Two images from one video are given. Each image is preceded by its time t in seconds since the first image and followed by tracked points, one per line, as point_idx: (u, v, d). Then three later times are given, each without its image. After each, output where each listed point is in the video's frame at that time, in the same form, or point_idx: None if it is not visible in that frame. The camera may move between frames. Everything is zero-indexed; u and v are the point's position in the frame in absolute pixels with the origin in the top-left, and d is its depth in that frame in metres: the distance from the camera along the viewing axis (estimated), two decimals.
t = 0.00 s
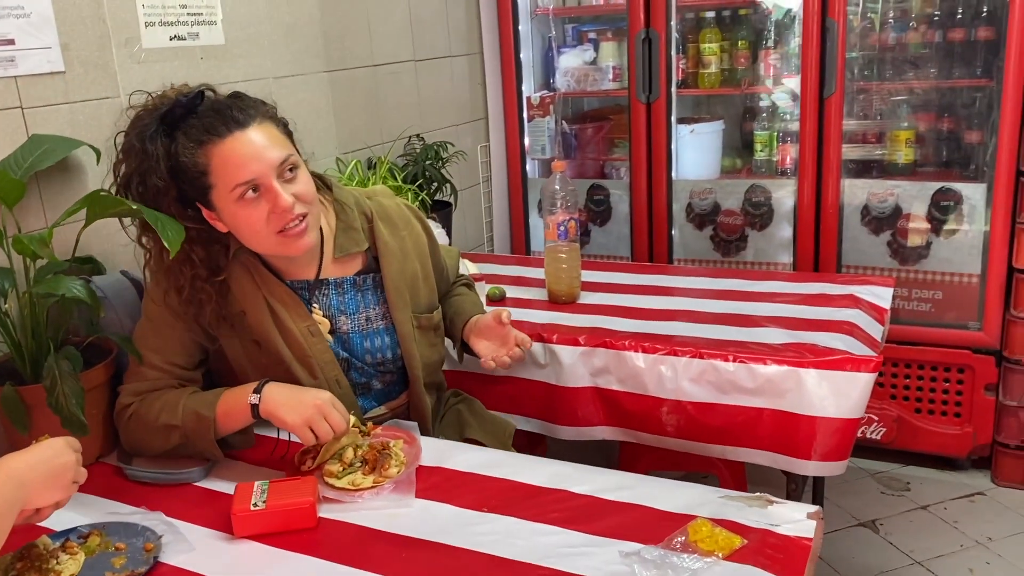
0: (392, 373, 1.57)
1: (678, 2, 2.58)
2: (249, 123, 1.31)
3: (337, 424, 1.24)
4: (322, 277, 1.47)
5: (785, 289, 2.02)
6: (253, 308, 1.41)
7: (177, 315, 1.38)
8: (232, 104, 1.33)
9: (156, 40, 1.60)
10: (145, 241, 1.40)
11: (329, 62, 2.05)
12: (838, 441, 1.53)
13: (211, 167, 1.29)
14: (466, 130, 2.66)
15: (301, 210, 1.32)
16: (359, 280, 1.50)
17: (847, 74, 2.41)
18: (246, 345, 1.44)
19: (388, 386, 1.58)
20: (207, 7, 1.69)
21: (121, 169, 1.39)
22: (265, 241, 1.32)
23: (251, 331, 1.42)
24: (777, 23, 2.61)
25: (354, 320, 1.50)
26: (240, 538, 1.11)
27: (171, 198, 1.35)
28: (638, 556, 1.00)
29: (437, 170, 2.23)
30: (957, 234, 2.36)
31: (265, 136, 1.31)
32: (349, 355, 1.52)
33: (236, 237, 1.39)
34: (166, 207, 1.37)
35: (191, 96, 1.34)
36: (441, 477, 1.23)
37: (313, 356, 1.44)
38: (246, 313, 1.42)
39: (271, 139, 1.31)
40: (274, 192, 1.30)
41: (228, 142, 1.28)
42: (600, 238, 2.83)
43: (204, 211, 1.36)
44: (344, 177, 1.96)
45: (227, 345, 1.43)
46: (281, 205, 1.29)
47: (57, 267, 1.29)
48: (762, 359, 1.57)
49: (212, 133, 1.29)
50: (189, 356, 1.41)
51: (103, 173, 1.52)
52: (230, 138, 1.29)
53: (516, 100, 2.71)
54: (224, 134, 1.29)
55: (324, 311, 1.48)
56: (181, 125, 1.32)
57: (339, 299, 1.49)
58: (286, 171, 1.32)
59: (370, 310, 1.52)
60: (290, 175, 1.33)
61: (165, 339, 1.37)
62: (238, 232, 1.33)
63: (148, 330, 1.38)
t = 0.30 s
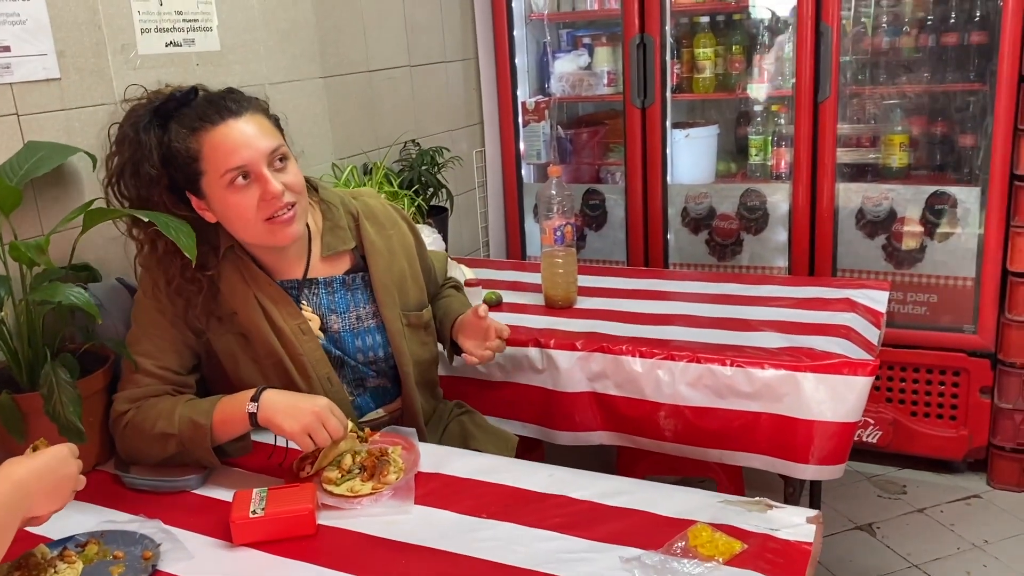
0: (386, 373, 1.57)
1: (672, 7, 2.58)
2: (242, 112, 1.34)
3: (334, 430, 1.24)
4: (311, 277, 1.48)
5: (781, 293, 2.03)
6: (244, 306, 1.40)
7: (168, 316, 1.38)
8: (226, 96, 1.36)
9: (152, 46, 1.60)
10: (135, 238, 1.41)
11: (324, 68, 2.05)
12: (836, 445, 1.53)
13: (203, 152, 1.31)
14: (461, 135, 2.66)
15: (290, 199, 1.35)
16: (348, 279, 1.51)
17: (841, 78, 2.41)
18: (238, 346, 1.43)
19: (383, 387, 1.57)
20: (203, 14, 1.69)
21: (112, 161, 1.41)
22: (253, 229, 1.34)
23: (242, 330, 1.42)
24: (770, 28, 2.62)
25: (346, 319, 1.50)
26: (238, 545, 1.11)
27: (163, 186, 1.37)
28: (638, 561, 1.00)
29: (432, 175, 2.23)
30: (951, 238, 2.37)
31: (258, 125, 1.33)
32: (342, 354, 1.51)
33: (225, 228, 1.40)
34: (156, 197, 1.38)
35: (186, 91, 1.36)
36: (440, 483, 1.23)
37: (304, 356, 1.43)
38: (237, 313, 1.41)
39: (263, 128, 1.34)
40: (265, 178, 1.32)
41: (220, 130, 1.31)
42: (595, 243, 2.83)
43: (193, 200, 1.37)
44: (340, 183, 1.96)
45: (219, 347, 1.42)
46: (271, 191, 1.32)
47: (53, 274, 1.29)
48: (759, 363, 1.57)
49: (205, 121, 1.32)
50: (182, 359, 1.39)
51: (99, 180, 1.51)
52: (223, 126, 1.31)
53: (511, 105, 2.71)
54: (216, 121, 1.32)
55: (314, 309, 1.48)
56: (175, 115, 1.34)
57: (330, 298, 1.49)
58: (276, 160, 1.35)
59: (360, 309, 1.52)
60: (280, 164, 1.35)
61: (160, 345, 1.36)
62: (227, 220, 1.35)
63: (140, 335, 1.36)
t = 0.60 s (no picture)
0: (385, 373, 1.55)
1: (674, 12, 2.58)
2: (244, 104, 1.36)
3: (336, 438, 1.23)
4: (309, 272, 1.48)
5: (782, 299, 2.02)
6: (243, 303, 1.39)
7: (165, 315, 1.36)
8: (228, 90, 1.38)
9: (153, 49, 1.59)
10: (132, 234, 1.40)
11: (326, 71, 2.04)
12: (839, 453, 1.52)
13: (205, 140, 1.32)
14: (462, 139, 2.65)
15: (290, 188, 1.35)
16: (345, 274, 1.51)
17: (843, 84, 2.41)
18: (236, 345, 1.40)
19: (382, 386, 1.55)
20: (204, 17, 1.68)
21: (110, 156, 1.41)
22: (252, 218, 1.33)
23: (239, 328, 1.40)
24: (772, 33, 2.62)
25: (343, 313, 1.49)
26: (238, 554, 1.10)
27: (161, 177, 1.37)
28: (641, 572, 0.99)
29: (433, 179, 2.22)
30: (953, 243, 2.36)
31: (259, 116, 1.35)
32: (342, 349, 1.49)
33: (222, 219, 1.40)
34: (154, 188, 1.38)
35: (184, 88, 1.38)
36: (441, 491, 1.22)
37: (303, 349, 1.42)
38: (235, 312, 1.39)
39: (264, 119, 1.35)
40: (266, 166, 1.33)
41: (223, 118, 1.32)
42: (596, 248, 2.82)
43: (192, 191, 1.37)
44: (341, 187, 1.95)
45: (216, 348, 1.40)
46: (272, 177, 1.32)
47: (52, 279, 1.28)
48: (762, 371, 1.56)
49: (208, 110, 1.33)
50: (180, 361, 1.37)
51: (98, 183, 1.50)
52: (225, 115, 1.33)
53: (512, 109, 2.70)
54: (219, 110, 1.33)
55: (312, 305, 1.47)
56: (176, 107, 1.36)
57: (327, 293, 1.48)
58: (276, 151, 1.36)
59: (357, 303, 1.51)
60: (280, 154, 1.37)
61: (157, 345, 1.34)
62: (225, 210, 1.34)
63: (136, 337, 1.34)
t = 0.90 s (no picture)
0: (393, 373, 1.53)
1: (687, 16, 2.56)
2: (260, 101, 1.35)
3: (343, 445, 1.21)
4: (318, 269, 1.46)
5: (794, 307, 2.00)
6: (254, 300, 1.38)
7: (171, 315, 1.33)
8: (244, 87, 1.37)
9: (162, 50, 1.58)
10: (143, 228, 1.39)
11: (336, 73, 2.03)
12: (851, 465, 1.50)
13: (221, 135, 1.31)
14: (472, 141, 2.64)
15: (305, 184, 1.34)
16: (354, 271, 1.50)
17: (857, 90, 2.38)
18: (245, 344, 1.39)
19: (391, 386, 1.53)
20: (214, 17, 1.67)
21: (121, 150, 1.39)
22: (265, 212, 1.32)
23: (249, 326, 1.39)
24: (785, 38, 2.60)
25: (353, 310, 1.48)
26: (243, 563, 1.08)
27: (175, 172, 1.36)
28: None
29: (442, 182, 2.21)
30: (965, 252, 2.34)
31: (275, 113, 1.35)
32: (352, 347, 1.47)
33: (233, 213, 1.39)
34: (166, 180, 1.37)
35: (200, 83, 1.37)
36: (449, 501, 1.20)
37: (314, 346, 1.40)
38: (246, 309, 1.38)
39: (279, 116, 1.35)
40: (282, 162, 1.32)
41: (238, 114, 1.32)
42: (605, 252, 2.81)
43: (205, 186, 1.36)
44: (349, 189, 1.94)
45: (225, 346, 1.38)
46: (288, 173, 1.31)
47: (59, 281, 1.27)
48: (774, 381, 1.54)
49: (225, 106, 1.32)
50: (188, 363, 1.35)
51: (105, 184, 1.49)
52: (241, 111, 1.32)
53: (522, 111, 2.69)
54: (235, 106, 1.32)
55: (323, 302, 1.46)
56: (191, 102, 1.35)
57: (337, 290, 1.47)
58: (292, 148, 1.35)
59: (366, 300, 1.50)
60: (295, 151, 1.36)
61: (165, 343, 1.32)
62: (239, 204, 1.33)
63: (143, 338, 1.32)
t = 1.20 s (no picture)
0: (417, 372, 1.51)
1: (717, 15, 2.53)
2: (292, 93, 1.33)
3: (367, 447, 1.19)
4: (344, 266, 1.44)
5: (822, 313, 1.96)
6: (280, 297, 1.36)
7: (196, 311, 1.31)
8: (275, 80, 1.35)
9: (190, 43, 1.56)
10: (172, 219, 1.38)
11: (362, 69, 2.01)
12: (884, 477, 1.47)
13: (252, 126, 1.30)
14: (496, 139, 2.61)
15: (335, 178, 1.32)
16: (379, 267, 1.48)
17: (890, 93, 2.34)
18: (270, 342, 1.36)
19: (414, 386, 1.51)
20: (242, 11, 1.65)
21: (151, 141, 1.38)
22: (294, 204, 1.30)
23: (275, 324, 1.37)
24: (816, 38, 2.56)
25: (378, 307, 1.46)
26: (266, 566, 1.06)
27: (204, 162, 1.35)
28: None
29: (467, 180, 2.19)
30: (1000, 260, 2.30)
31: (306, 106, 1.33)
32: (377, 345, 1.45)
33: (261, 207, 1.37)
34: (195, 170, 1.36)
35: (231, 75, 1.36)
36: (475, 507, 1.18)
37: (339, 343, 1.39)
38: (272, 305, 1.36)
39: (310, 109, 1.33)
40: (312, 155, 1.30)
41: (269, 105, 1.30)
42: (629, 254, 2.77)
43: (234, 176, 1.34)
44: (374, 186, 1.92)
45: (250, 343, 1.36)
46: (318, 165, 1.30)
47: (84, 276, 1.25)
48: (806, 389, 1.51)
49: (256, 97, 1.31)
50: (212, 360, 1.33)
51: (131, 179, 1.47)
52: (272, 103, 1.30)
53: (548, 110, 2.66)
54: (266, 98, 1.30)
55: (348, 298, 1.44)
56: (223, 93, 1.33)
57: (362, 286, 1.45)
58: (322, 141, 1.34)
59: (391, 297, 1.48)
60: (325, 144, 1.34)
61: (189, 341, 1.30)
62: (268, 196, 1.31)
63: (167, 334, 1.30)
